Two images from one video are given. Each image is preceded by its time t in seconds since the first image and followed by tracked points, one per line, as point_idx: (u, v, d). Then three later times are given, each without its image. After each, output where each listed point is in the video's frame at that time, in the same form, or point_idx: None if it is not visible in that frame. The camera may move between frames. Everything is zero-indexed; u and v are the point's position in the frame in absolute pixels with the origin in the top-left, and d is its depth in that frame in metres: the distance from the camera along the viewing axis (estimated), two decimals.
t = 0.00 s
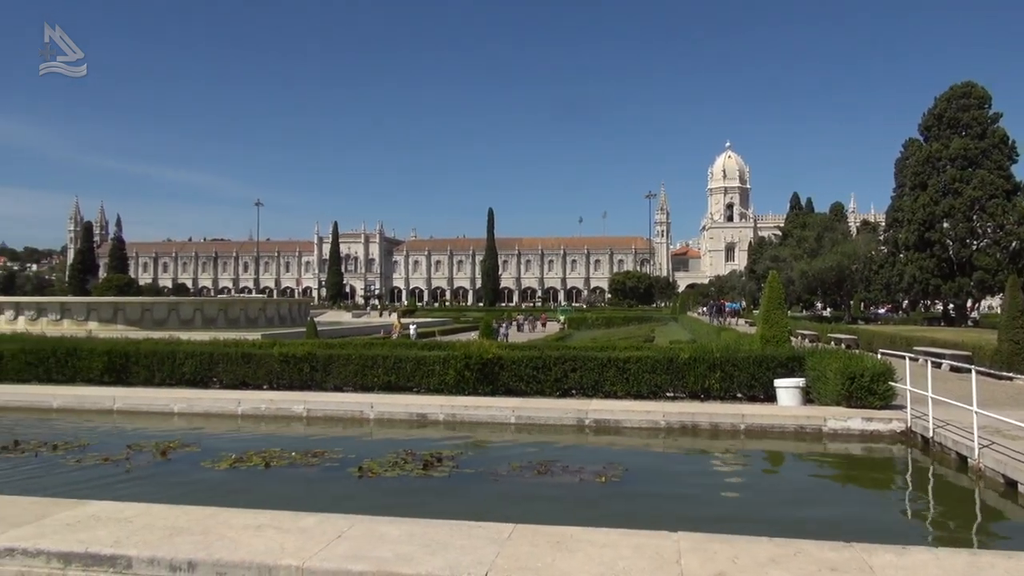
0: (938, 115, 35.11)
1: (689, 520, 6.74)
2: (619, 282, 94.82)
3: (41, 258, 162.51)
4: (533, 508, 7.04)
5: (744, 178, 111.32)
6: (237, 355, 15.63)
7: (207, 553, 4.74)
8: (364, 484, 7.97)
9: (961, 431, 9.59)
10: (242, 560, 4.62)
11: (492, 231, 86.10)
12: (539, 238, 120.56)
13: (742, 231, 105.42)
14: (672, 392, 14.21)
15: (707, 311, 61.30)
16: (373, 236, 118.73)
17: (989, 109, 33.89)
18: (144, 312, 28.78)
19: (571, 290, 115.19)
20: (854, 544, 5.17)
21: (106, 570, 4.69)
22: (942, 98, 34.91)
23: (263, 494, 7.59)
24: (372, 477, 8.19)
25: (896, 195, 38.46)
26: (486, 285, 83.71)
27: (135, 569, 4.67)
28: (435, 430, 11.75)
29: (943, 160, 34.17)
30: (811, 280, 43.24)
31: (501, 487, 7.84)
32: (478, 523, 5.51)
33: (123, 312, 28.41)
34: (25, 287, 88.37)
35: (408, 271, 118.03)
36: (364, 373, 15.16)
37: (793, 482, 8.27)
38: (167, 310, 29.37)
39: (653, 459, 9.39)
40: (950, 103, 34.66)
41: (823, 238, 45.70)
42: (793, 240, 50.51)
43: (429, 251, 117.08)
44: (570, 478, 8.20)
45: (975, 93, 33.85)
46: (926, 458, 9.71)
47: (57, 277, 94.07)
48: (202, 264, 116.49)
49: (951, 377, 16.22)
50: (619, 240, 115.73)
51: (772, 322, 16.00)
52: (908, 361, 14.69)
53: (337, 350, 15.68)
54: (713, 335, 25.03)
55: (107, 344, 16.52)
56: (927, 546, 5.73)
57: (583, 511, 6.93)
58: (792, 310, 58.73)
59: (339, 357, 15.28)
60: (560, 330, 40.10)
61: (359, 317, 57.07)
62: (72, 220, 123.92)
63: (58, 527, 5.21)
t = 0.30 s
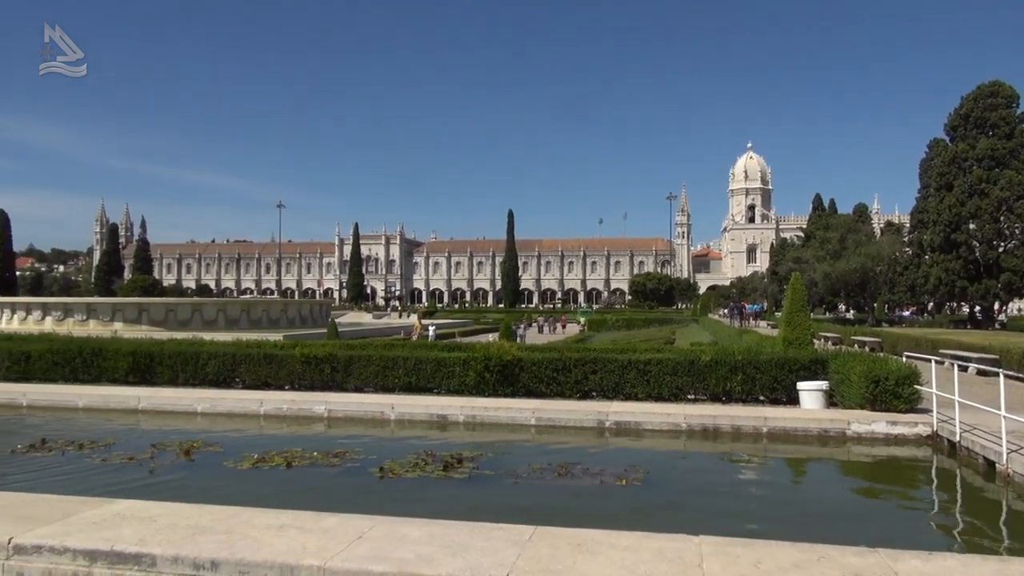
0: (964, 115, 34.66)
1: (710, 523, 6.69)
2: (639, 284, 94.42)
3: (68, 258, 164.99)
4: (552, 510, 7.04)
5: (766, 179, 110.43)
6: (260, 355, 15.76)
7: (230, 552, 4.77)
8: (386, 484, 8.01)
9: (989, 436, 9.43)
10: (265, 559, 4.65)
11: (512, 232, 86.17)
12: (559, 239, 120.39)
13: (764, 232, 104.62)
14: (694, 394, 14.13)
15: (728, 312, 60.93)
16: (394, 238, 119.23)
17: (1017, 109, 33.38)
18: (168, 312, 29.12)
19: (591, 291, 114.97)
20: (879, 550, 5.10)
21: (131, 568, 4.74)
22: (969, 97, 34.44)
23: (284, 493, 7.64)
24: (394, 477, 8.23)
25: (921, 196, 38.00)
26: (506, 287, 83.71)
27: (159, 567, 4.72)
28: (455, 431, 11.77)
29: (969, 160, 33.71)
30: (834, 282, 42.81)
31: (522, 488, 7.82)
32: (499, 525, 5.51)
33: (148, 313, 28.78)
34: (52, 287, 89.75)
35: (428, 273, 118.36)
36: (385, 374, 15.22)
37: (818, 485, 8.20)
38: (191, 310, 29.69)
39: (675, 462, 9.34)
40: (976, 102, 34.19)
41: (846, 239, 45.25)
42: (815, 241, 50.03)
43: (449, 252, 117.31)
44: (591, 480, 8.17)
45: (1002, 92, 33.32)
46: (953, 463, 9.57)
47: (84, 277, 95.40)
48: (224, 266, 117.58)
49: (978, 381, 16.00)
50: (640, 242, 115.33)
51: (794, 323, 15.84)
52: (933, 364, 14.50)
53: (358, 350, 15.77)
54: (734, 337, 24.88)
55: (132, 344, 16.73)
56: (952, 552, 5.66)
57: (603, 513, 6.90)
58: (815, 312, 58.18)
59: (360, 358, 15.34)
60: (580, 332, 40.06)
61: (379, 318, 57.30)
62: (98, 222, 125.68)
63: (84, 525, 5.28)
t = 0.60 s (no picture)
0: (993, 115, 34.16)
1: (732, 527, 6.63)
2: (660, 285, 93.96)
3: (95, 258, 167.37)
4: (573, 511, 7.02)
5: (790, 180, 109.41)
6: (282, 354, 15.88)
7: (253, 550, 4.81)
8: (407, 483, 8.03)
9: (1018, 441, 9.26)
10: (288, 557, 4.67)
11: (533, 233, 86.13)
12: (580, 240, 120.11)
13: (787, 234, 103.66)
14: (716, 397, 14.02)
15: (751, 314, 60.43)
16: (415, 239, 119.58)
17: None
18: (192, 312, 29.41)
19: (611, 293, 114.63)
20: (905, 555, 5.03)
21: (156, 564, 4.79)
22: (999, 97, 33.88)
23: (306, 492, 7.69)
24: (415, 477, 8.25)
25: (948, 197, 37.47)
26: (527, 288, 83.62)
27: (184, 564, 4.76)
28: (476, 431, 11.78)
29: (998, 161, 33.16)
30: (859, 284, 42.33)
31: (544, 490, 7.80)
32: (520, 526, 5.50)
33: (172, 312, 29.10)
34: (79, 286, 91.10)
35: (449, 274, 118.60)
36: (406, 374, 15.26)
37: (842, 489, 8.10)
38: (214, 310, 29.97)
39: (696, 465, 9.28)
40: (1005, 103, 33.67)
41: (871, 241, 44.74)
42: (840, 243, 49.49)
43: (469, 253, 117.45)
44: (612, 482, 8.14)
45: None
46: (980, 469, 9.42)
47: (110, 276, 96.67)
48: (247, 265, 118.64)
49: (1007, 385, 15.75)
50: (661, 243, 114.76)
51: (818, 326, 15.67)
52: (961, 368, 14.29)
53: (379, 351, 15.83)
54: (757, 339, 24.71)
55: (157, 343, 16.92)
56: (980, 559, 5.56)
57: (625, 516, 6.87)
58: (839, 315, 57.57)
59: (382, 358, 15.41)
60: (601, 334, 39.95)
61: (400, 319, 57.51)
62: (124, 222, 127.36)
63: (110, 521, 5.35)
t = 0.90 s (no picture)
0: None
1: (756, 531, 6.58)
2: (683, 286, 93.46)
3: (121, 258, 169.75)
4: (597, 513, 7.00)
5: (814, 180, 108.19)
6: (305, 355, 15.99)
7: (277, 548, 4.84)
8: (429, 484, 8.05)
9: None
10: (312, 556, 4.70)
11: (554, 234, 86.01)
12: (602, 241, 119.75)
13: (812, 235, 102.58)
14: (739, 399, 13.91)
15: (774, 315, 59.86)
16: (436, 239, 119.90)
17: None
18: (216, 312, 29.70)
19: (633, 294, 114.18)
20: (933, 562, 4.94)
21: (181, 562, 4.84)
22: None
23: (328, 491, 7.74)
24: (437, 477, 8.27)
25: (977, 197, 36.89)
26: (549, 289, 83.51)
27: (209, 562, 4.80)
28: (497, 433, 11.78)
29: None
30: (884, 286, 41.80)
31: (566, 491, 7.79)
32: (543, 528, 5.49)
33: (197, 312, 29.41)
34: (107, 286, 92.47)
35: (470, 274, 118.77)
36: (428, 374, 15.31)
37: (868, 494, 8.01)
38: (239, 310, 30.24)
39: (719, 467, 9.20)
40: None
41: (898, 242, 44.14)
42: (865, 244, 48.88)
43: (491, 254, 117.52)
44: (634, 484, 8.10)
45: None
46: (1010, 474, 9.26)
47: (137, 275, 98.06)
48: (271, 266, 119.70)
49: None
50: (684, 244, 114.06)
51: (843, 328, 15.49)
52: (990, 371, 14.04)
53: (401, 351, 15.89)
54: (781, 341, 24.48)
55: (183, 343, 17.11)
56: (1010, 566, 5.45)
57: (648, 518, 6.84)
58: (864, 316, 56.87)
59: (404, 358, 15.46)
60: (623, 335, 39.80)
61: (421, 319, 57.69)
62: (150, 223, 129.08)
63: (137, 519, 5.41)
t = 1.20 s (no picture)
0: None
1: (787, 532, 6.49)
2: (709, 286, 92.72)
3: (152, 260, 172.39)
4: (626, 514, 6.96)
5: (843, 178, 106.75)
6: (332, 355, 16.12)
7: (307, 547, 4.87)
8: (457, 484, 8.06)
9: None
10: (341, 555, 4.73)
11: (579, 233, 85.80)
12: (627, 241, 119.23)
13: (841, 234, 101.25)
14: (768, 399, 13.76)
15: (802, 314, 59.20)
16: (461, 240, 120.17)
17: None
18: (245, 312, 30.02)
19: (659, 294, 113.57)
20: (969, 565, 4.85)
21: (213, 559, 4.89)
22: None
23: (356, 491, 7.79)
24: (464, 477, 8.28)
25: (1012, 194, 36.14)
26: (574, 289, 83.28)
27: (240, 560, 4.85)
28: (524, 433, 11.77)
29: None
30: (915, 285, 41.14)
31: (594, 492, 7.75)
32: (571, 528, 5.47)
33: (225, 313, 29.75)
34: (138, 288, 93.89)
35: (495, 275, 118.85)
36: (454, 375, 15.34)
37: (901, 496, 7.86)
38: (266, 311, 30.54)
39: (747, 468, 9.10)
40: None
41: (929, 240, 43.40)
42: (896, 242, 48.12)
43: (516, 254, 117.52)
44: (662, 485, 8.04)
45: None
46: None
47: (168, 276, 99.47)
48: (298, 267, 120.83)
49: None
50: (710, 243, 113.17)
51: (873, 328, 15.27)
52: None
53: (427, 351, 15.94)
54: (810, 341, 24.20)
55: (212, 343, 17.32)
56: None
57: (677, 519, 6.79)
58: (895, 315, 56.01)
59: (430, 358, 15.51)
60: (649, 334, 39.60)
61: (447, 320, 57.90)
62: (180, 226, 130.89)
63: (170, 517, 5.49)
